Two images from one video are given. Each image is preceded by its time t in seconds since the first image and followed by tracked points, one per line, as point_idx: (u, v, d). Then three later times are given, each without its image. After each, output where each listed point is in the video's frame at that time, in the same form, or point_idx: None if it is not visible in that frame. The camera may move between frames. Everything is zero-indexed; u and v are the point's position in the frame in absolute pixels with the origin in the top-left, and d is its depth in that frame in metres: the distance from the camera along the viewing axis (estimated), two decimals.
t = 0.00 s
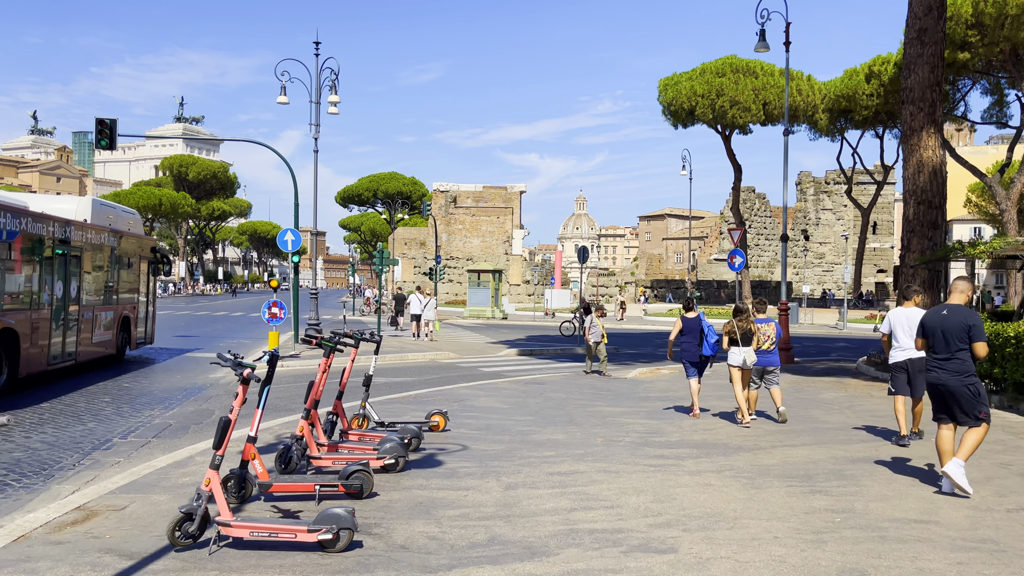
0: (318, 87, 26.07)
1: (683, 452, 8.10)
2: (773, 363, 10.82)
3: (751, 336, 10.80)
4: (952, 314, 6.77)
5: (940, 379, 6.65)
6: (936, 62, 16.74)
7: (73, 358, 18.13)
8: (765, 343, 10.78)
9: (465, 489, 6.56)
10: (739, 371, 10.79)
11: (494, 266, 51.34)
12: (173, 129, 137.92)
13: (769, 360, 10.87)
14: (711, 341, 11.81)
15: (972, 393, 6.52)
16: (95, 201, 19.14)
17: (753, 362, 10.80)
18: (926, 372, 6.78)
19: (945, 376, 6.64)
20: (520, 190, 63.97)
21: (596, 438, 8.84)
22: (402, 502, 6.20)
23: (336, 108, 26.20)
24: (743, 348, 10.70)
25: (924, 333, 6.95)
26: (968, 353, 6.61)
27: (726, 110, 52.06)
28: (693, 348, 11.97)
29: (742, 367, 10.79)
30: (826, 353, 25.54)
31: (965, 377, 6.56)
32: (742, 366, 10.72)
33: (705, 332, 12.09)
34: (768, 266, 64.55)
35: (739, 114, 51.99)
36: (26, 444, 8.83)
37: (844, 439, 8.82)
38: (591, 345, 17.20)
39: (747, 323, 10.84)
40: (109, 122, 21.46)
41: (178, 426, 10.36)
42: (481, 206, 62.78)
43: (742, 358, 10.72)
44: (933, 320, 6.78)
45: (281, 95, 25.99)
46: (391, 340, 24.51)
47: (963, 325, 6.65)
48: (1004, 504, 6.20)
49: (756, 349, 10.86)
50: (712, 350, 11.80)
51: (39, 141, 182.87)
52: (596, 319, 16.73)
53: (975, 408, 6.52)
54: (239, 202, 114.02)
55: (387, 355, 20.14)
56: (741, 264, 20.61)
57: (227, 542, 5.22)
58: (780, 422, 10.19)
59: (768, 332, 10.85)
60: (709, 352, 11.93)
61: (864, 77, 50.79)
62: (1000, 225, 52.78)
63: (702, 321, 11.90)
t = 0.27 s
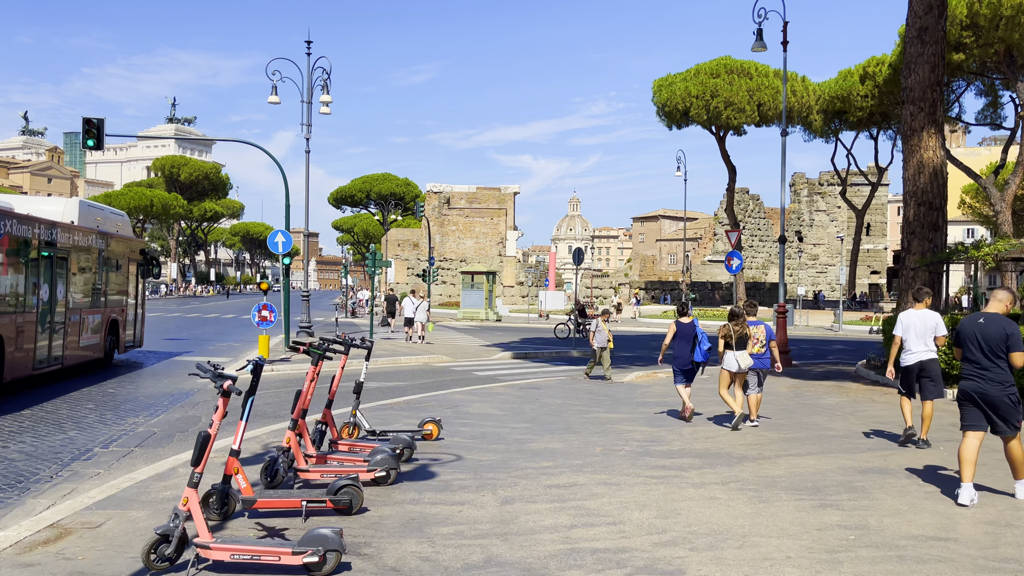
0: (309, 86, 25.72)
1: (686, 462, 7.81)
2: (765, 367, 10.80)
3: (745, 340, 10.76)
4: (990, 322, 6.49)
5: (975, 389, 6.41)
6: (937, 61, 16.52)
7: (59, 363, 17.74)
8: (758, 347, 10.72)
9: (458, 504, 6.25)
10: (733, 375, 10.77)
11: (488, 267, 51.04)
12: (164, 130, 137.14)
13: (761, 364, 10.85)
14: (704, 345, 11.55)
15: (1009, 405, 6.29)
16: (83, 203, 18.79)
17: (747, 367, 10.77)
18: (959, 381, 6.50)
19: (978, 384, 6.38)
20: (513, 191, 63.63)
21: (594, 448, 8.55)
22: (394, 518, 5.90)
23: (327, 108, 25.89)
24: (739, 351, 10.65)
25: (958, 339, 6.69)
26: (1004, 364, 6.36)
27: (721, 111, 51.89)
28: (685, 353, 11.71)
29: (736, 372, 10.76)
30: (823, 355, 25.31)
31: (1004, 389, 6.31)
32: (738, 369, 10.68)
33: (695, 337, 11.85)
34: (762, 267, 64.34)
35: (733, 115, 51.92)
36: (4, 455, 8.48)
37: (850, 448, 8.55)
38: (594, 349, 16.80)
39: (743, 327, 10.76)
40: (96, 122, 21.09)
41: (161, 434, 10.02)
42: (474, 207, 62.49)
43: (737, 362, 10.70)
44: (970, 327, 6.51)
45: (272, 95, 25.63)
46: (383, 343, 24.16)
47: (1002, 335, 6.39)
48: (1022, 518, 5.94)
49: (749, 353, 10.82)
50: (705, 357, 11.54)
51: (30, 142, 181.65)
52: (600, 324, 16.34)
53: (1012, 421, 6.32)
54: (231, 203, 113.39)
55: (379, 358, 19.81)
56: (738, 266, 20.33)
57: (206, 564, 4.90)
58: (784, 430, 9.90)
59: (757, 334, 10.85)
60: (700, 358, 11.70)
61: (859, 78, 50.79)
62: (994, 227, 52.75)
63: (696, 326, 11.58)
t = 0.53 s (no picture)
0: (301, 83, 25.38)
1: (687, 466, 7.50)
2: (756, 365, 10.71)
3: (736, 338, 10.69)
4: None
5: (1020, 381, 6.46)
6: (938, 57, 16.26)
7: (46, 363, 17.37)
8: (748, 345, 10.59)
9: (449, 511, 5.94)
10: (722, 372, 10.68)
11: (482, 267, 50.70)
12: (158, 130, 136.42)
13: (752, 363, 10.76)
14: (696, 343, 11.41)
15: None
16: (70, 200, 18.45)
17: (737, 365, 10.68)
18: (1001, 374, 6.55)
19: (1023, 380, 6.47)
20: (508, 191, 63.29)
21: (591, 451, 8.25)
22: (380, 526, 5.58)
23: (319, 105, 25.55)
24: (730, 349, 10.56)
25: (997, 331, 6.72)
26: None
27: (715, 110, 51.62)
28: (676, 350, 11.55)
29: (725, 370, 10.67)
30: (820, 355, 25.07)
31: None
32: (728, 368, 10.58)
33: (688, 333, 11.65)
34: (757, 267, 64.11)
35: (729, 114, 51.70)
36: None
37: (855, 450, 8.26)
38: (596, 349, 16.44)
39: (733, 325, 10.67)
40: (83, 118, 20.72)
41: (144, 437, 9.69)
42: (469, 207, 62.15)
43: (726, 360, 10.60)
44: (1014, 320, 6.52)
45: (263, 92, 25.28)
46: (375, 343, 23.84)
47: None
48: None
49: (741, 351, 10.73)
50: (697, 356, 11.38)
51: (22, 140, 180.66)
52: (605, 323, 15.98)
53: None
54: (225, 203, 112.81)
55: (371, 358, 19.48)
56: (736, 265, 20.02)
57: None
58: (786, 431, 9.60)
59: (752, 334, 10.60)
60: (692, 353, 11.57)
61: (854, 77, 50.67)
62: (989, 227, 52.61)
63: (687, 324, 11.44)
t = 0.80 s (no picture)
0: (295, 81, 24.99)
1: (692, 477, 7.17)
2: (751, 366, 10.50)
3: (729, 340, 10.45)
4: None
5: None
6: (942, 53, 15.96)
7: (35, 366, 17.00)
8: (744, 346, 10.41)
9: (443, 528, 5.59)
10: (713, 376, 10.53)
11: (479, 267, 50.39)
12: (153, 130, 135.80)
13: (747, 364, 10.54)
14: (686, 347, 11.29)
15: None
16: (60, 201, 18.10)
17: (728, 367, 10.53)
18: None
19: None
20: (504, 191, 62.96)
21: (592, 461, 7.90)
22: (371, 548, 5.23)
23: (313, 104, 25.17)
24: (718, 352, 10.43)
25: None
26: None
27: (713, 110, 51.34)
28: (668, 355, 11.47)
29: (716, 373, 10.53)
30: (819, 357, 24.79)
31: None
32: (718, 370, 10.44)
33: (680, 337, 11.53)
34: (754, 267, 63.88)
35: (726, 114, 51.46)
36: None
37: (867, 459, 7.93)
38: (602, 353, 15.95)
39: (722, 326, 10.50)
40: (71, 116, 20.32)
41: (128, 444, 9.34)
42: (465, 207, 61.82)
43: (716, 363, 10.48)
44: None
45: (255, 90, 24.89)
46: (370, 345, 23.49)
47: None
48: None
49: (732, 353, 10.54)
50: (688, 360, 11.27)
51: (16, 141, 179.67)
52: (610, 326, 15.60)
53: None
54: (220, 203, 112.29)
55: (365, 361, 19.13)
56: (736, 266, 19.62)
57: None
58: (793, 438, 9.27)
59: (747, 335, 10.40)
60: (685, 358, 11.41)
61: (851, 77, 50.53)
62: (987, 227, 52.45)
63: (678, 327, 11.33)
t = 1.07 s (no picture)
0: (290, 78, 24.66)
1: (701, 483, 6.84)
2: (743, 366, 10.39)
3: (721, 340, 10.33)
4: None
5: None
6: (949, 47, 15.68)
7: (28, 365, 16.68)
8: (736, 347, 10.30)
9: (440, 539, 5.27)
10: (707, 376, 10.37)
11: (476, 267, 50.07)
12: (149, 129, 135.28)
13: (739, 364, 10.44)
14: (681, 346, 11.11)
15: None
16: (53, 199, 17.77)
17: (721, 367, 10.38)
18: None
19: None
20: (502, 190, 62.66)
21: (595, 465, 7.58)
22: (362, 560, 4.90)
23: (308, 101, 24.82)
24: (713, 352, 10.25)
25: None
26: None
27: (711, 108, 51.03)
28: (664, 354, 11.25)
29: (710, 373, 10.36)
30: (820, 356, 24.51)
31: None
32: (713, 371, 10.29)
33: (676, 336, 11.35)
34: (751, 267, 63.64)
35: (724, 113, 51.19)
36: None
37: (881, 463, 7.61)
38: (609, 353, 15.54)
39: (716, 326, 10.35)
40: (62, 112, 19.95)
41: (116, 447, 9.01)
42: (462, 206, 61.47)
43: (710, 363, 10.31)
44: None
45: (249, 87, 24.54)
46: (366, 344, 23.15)
47: None
48: None
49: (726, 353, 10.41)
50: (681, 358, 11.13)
51: (11, 140, 178.97)
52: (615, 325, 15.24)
53: None
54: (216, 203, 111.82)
55: (361, 361, 18.79)
56: (738, 264, 19.29)
57: None
58: (802, 441, 8.96)
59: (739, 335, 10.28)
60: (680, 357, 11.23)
61: (850, 75, 50.34)
62: (985, 227, 52.24)
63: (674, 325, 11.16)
